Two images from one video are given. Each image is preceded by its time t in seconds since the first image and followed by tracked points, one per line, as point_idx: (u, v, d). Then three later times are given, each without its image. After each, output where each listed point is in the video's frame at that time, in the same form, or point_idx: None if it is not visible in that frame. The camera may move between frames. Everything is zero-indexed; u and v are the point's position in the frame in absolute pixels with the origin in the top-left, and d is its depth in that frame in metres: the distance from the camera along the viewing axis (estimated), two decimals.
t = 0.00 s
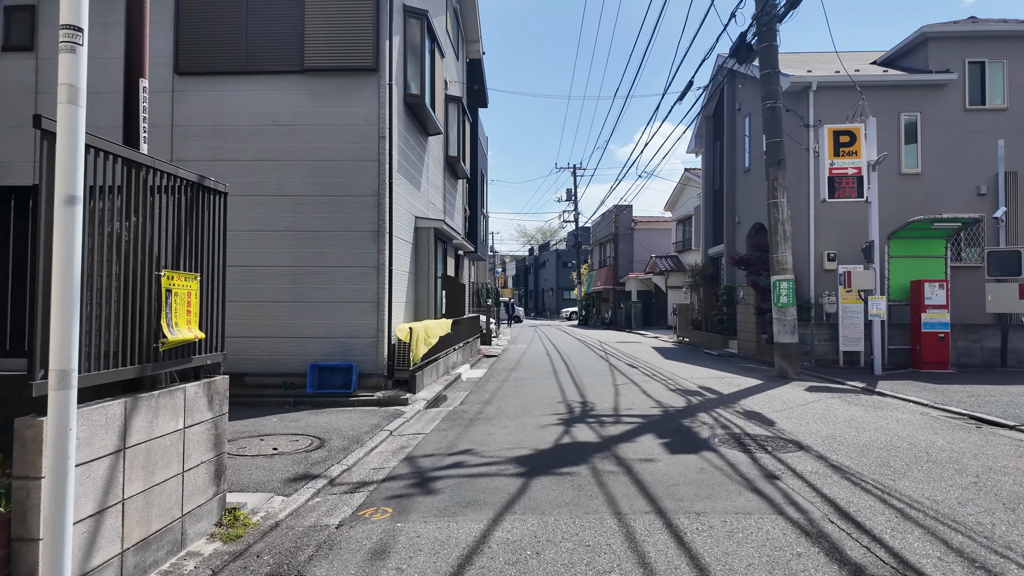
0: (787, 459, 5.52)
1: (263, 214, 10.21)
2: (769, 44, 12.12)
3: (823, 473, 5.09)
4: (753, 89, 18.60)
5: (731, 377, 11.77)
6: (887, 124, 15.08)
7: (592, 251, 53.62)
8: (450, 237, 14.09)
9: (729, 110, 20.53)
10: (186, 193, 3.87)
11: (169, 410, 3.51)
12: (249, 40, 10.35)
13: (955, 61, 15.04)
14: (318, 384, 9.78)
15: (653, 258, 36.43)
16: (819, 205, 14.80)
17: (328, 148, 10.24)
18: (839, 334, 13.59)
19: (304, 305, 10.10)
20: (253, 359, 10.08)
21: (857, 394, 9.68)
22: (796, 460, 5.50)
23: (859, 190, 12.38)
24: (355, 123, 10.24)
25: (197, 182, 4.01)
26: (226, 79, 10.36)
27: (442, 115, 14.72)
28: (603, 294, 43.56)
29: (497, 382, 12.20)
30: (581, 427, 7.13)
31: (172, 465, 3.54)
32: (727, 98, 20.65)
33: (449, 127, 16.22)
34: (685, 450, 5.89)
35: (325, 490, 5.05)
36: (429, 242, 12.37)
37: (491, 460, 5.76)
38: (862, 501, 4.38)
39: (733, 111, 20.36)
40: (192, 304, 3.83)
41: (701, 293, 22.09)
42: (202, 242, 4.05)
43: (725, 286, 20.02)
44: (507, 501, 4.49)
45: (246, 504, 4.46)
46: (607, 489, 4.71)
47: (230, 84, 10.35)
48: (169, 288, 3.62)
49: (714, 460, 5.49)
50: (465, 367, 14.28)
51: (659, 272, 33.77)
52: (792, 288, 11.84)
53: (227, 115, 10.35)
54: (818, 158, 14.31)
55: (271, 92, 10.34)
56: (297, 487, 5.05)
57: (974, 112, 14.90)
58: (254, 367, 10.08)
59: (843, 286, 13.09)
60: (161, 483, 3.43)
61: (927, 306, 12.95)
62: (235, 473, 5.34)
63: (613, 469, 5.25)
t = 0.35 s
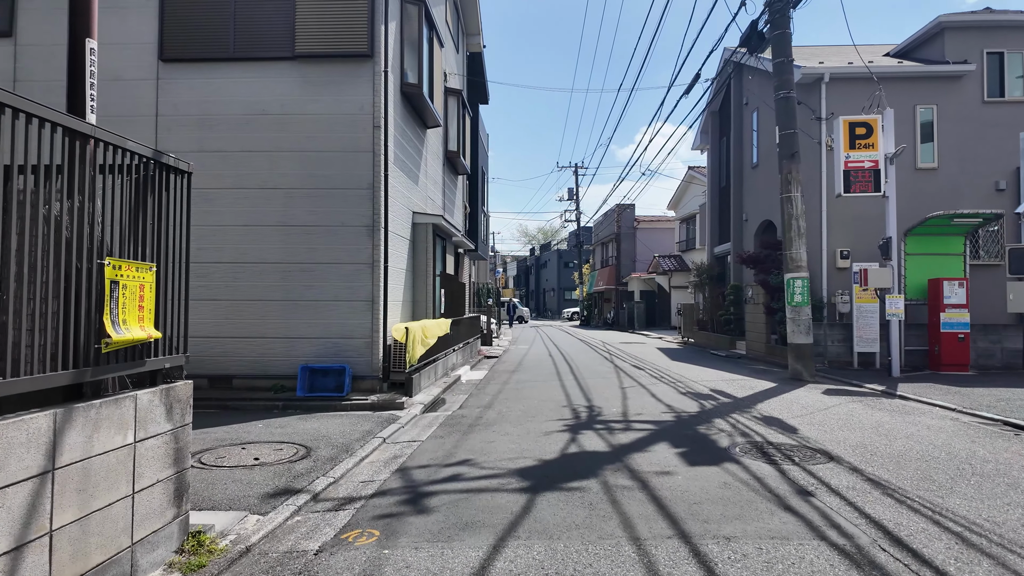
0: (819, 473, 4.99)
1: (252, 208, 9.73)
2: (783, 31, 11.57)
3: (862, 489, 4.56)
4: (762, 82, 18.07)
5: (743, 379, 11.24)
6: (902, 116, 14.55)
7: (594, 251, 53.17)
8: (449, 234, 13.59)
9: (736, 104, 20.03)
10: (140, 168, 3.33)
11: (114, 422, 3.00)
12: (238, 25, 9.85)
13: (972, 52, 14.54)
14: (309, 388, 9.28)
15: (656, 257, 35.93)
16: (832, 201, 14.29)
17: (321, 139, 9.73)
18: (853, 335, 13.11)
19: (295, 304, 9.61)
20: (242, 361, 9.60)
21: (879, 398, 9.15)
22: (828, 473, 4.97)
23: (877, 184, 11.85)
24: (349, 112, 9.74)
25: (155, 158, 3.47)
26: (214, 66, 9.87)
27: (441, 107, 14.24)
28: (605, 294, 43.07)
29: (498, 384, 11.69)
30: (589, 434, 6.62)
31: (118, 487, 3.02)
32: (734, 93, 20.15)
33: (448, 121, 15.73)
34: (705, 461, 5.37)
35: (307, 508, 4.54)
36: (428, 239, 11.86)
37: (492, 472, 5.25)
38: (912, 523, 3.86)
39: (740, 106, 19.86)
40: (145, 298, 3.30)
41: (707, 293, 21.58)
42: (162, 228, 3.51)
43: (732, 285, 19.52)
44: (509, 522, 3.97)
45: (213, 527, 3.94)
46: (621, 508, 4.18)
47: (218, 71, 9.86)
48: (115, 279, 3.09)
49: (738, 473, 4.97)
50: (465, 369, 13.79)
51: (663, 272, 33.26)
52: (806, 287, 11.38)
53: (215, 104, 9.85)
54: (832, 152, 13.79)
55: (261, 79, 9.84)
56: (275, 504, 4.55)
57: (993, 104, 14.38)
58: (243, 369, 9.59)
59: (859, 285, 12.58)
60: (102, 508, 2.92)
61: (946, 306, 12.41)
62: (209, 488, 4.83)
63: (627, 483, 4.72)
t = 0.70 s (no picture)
0: (861, 499, 4.44)
1: (241, 205, 9.21)
2: (799, 20, 10.97)
3: (916, 520, 4.00)
4: (773, 77, 17.50)
5: (757, 386, 10.68)
6: (920, 110, 13.96)
7: (597, 252, 52.61)
8: (449, 234, 13.04)
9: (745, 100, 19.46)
10: (72, 150, 2.79)
11: (33, 457, 2.47)
12: (225, 12, 9.33)
13: (994, 43, 13.96)
14: (299, 396, 8.75)
15: (660, 258, 35.36)
16: (848, 199, 13.72)
17: (313, 132, 9.20)
18: (871, 338, 12.53)
19: (285, 307, 9.09)
20: (229, 367, 9.09)
21: (906, 408, 8.58)
22: (873, 500, 4.41)
23: (898, 181, 11.27)
24: (343, 104, 9.20)
25: (91, 138, 2.90)
26: (201, 56, 9.34)
27: (441, 101, 13.69)
28: (608, 295, 42.52)
29: (500, 391, 11.14)
30: (599, 450, 6.08)
31: (39, 535, 2.50)
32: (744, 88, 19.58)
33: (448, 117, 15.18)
34: (731, 485, 4.81)
35: (284, 541, 4.00)
36: (426, 238, 11.33)
37: (494, 497, 4.70)
38: (985, 566, 3.31)
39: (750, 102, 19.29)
40: (78, 306, 2.77)
41: (715, 294, 21.01)
42: (98, 220, 2.96)
43: (741, 286, 18.94)
44: (513, 564, 3.43)
45: (170, 570, 3.40)
46: (643, 546, 3.63)
47: (205, 61, 9.33)
48: (36, 283, 2.54)
49: (771, 501, 4.41)
50: (466, 374, 13.24)
51: (668, 273, 32.68)
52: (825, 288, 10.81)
53: (201, 96, 9.33)
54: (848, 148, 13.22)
55: (250, 69, 9.31)
56: (248, 537, 4.01)
57: (1016, 98, 13.78)
58: (230, 376, 9.07)
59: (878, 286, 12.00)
60: (16, 566, 2.38)
61: (970, 308, 11.81)
62: (175, 517, 4.29)
63: (646, 514, 4.17)
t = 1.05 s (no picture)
0: (913, 523, 3.91)
1: (229, 199, 8.72)
2: (817, 5, 10.42)
3: (985, 551, 3.47)
4: (785, 69, 16.94)
5: (774, 390, 10.15)
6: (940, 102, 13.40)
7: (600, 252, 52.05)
8: (449, 230, 12.51)
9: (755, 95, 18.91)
10: None
11: None
12: None
13: (1018, 32, 13.41)
14: (289, 401, 8.25)
15: (665, 257, 34.80)
16: (865, 194, 13.17)
17: (305, 122, 8.70)
18: (891, 339, 11.99)
19: (275, 307, 8.59)
20: (216, 370, 8.59)
21: (936, 414, 8.03)
22: (929, 525, 3.88)
23: (920, 174, 10.72)
24: (336, 91, 8.69)
25: None
26: (187, 42, 8.85)
27: (441, 93, 13.17)
28: (612, 296, 41.97)
29: (503, 394, 10.62)
30: (612, 463, 5.55)
31: None
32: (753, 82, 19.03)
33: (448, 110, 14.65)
34: (764, 506, 4.28)
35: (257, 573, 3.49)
36: (426, 234, 10.83)
37: (497, 519, 4.18)
38: None
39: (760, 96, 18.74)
40: None
41: (723, 294, 20.47)
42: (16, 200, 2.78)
43: (751, 286, 18.39)
44: None
45: None
46: None
47: (192, 47, 8.84)
48: None
49: (813, 525, 3.88)
50: (468, 377, 12.71)
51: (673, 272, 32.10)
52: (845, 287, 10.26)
53: (188, 84, 8.83)
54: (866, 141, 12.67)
55: (239, 55, 8.81)
56: (216, 567, 3.50)
57: None
58: (217, 380, 8.58)
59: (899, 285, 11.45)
60: None
61: (995, 308, 11.24)
62: (137, 544, 3.78)
63: (672, 541, 3.64)
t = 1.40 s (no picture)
0: (973, 553, 3.41)
1: (212, 193, 8.23)
2: None
3: None
4: (793, 63, 16.45)
5: (788, 394, 9.65)
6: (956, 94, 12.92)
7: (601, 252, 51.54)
8: (447, 227, 12.02)
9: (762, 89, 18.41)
10: None
11: None
12: None
13: None
14: (275, 407, 7.76)
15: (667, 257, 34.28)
16: (879, 190, 12.68)
17: (293, 110, 8.21)
18: (906, 341, 11.50)
19: (261, 307, 8.10)
20: (198, 373, 8.10)
21: (964, 421, 7.53)
22: (991, 555, 3.38)
23: (940, 168, 10.24)
24: (326, 78, 8.20)
25: None
26: (169, 27, 8.37)
27: (438, 84, 12.66)
28: (613, 296, 41.46)
29: (502, 399, 10.14)
30: (623, 478, 5.06)
31: None
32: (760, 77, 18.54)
33: (446, 104, 14.16)
34: (799, 531, 3.79)
35: None
36: (422, 231, 10.35)
37: (496, 546, 3.69)
38: None
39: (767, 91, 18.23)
40: None
41: (728, 294, 19.97)
42: None
43: (758, 286, 17.90)
44: None
45: None
46: None
47: (174, 32, 8.36)
48: None
49: (859, 556, 3.39)
50: (467, 380, 12.23)
51: (675, 272, 31.62)
52: (862, 286, 9.78)
53: (169, 71, 8.34)
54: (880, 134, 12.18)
55: (224, 41, 8.32)
56: None
57: None
58: (199, 384, 8.09)
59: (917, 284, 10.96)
60: None
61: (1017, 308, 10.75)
62: None
63: None
